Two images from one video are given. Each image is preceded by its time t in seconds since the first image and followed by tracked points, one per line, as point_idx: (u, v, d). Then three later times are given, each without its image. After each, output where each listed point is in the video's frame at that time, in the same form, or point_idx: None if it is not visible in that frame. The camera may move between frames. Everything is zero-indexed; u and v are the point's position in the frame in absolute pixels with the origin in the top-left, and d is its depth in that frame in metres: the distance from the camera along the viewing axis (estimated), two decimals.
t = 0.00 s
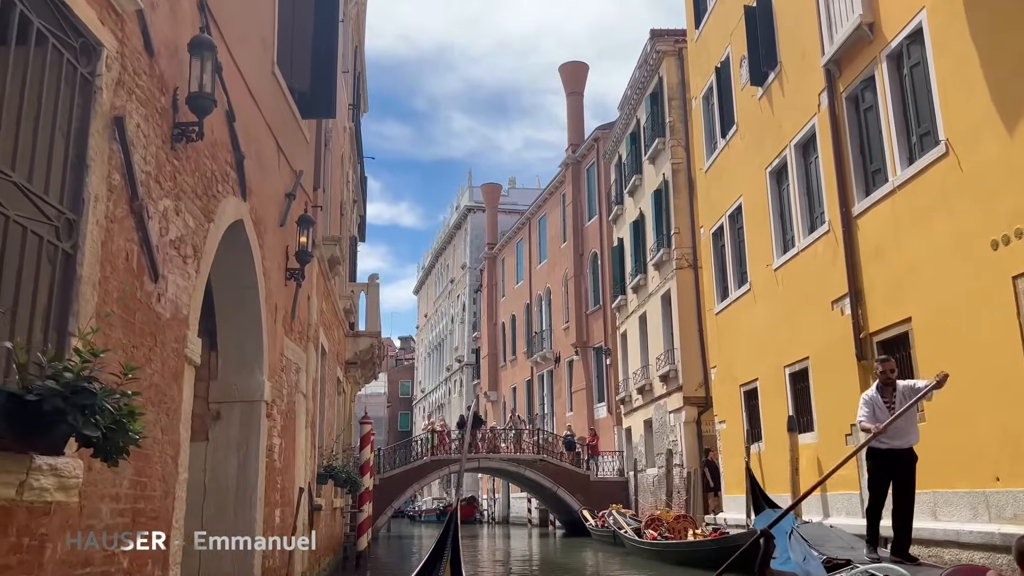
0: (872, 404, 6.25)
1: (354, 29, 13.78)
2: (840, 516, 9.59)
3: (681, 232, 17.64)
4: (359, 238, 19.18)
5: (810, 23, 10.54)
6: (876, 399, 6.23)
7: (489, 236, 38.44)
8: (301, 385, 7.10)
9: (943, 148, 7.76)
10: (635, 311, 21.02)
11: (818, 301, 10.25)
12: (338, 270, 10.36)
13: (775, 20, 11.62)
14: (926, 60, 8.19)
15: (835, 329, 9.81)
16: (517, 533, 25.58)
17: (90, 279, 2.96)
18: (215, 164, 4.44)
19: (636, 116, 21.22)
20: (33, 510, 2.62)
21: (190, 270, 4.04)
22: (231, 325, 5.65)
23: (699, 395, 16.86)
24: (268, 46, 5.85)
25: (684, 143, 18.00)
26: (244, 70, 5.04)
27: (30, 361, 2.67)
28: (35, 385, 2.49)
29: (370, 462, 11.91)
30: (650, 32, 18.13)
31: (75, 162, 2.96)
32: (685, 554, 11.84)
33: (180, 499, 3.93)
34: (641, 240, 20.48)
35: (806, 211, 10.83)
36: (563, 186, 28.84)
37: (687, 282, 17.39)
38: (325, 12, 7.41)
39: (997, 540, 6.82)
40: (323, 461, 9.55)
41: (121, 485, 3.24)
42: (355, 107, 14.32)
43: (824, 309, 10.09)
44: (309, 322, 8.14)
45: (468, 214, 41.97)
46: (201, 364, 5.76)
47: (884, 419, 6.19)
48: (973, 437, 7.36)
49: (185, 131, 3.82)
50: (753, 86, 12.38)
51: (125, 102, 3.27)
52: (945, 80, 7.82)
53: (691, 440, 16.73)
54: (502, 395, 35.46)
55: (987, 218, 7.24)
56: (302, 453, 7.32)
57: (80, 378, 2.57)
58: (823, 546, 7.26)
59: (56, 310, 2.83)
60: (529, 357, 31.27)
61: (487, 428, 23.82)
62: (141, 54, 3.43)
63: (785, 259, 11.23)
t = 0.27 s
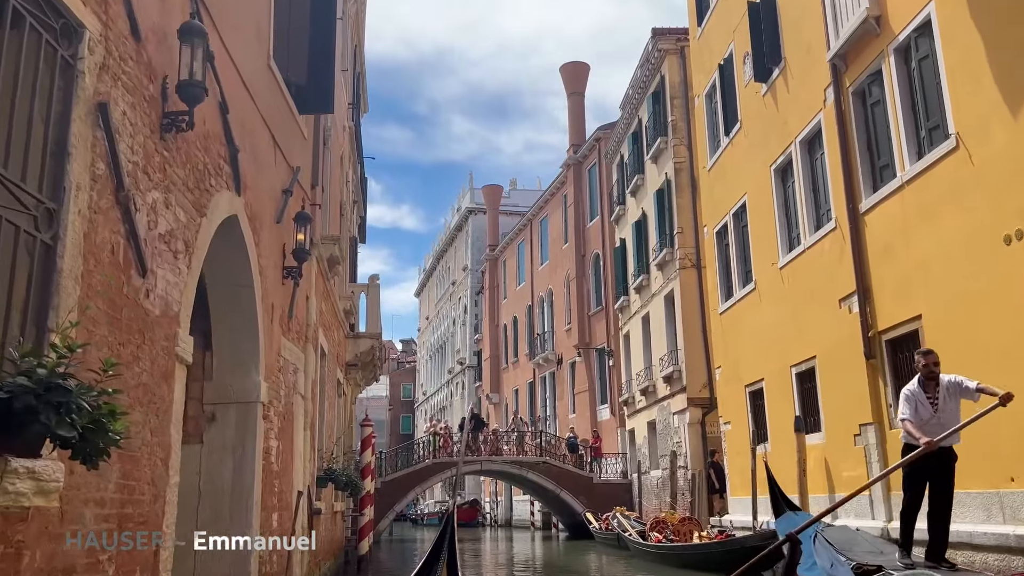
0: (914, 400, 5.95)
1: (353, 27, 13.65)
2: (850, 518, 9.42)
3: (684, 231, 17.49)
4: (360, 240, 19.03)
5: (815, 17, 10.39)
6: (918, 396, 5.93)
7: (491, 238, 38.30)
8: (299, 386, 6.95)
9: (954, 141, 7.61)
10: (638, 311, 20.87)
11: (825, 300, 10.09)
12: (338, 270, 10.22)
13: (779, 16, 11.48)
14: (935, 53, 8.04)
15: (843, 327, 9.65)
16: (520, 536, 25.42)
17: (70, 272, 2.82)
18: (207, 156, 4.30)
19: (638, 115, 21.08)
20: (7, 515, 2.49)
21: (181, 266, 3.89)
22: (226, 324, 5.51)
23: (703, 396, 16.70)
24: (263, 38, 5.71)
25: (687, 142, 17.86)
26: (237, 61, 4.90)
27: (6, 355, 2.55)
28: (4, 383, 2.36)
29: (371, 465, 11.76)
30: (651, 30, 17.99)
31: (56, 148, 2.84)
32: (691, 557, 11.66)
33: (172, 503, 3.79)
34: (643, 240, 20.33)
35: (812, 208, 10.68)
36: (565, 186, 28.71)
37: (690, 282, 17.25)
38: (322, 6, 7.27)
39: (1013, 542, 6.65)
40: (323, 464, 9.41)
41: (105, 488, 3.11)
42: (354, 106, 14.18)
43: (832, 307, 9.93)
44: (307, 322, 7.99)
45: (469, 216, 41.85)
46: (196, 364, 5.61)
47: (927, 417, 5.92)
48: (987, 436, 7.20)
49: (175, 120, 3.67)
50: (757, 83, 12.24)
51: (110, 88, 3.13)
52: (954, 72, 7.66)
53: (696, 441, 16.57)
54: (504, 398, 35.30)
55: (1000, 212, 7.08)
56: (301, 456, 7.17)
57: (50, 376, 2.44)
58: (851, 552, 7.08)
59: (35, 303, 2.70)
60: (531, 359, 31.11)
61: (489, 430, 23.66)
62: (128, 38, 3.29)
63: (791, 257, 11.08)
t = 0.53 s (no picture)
0: (952, 391, 5.44)
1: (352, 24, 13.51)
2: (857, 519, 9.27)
3: (686, 230, 17.35)
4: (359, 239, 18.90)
5: (820, 11, 10.25)
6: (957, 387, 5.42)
7: (491, 238, 38.16)
8: (296, 385, 6.81)
9: (963, 134, 7.46)
10: (640, 311, 20.72)
11: (831, 297, 9.94)
12: (337, 268, 10.07)
13: (784, 10, 11.34)
14: (944, 45, 7.89)
15: (850, 325, 9.51)
16: (521, 537, 25.25)
17: (47, 261, 2.69)
18: (198, 144, 4.16)
19: (639, 113, 20.94)
20: None
21: (171, 259, 3.75)
22: (220, 320, 5.37)
23: (706, 396, 16.55)
24: (258, 27, 5.56)
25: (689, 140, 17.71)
26: (230, 49, 4.75)
27: None
28: None
29: (370, 466, 11.61)
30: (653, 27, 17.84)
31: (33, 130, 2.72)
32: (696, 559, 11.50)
33: (161, 507, 3.64)
34: (645, 239, 20.18)
35: (817, 204, 10.53)
36: (566, 186, 28.57)
37: (693, 281, 17.10)
38: None
39: None
40: (321, 465, 9.25)
41: (86, 488, 2.97)
42: (354, 104, 14.03)
43: (838, 305, 9.78)
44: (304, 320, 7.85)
45: (469, 216, 41.70)
46: (189, 363, 5.47)
47: (966, 410, 5.43)
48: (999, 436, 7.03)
49: (162, 105, 3.52)
50: (761, 79, 12.09)
51: (91, 69, 3.00)
52: (963, 64, 7.52)
53: (699, 442, 16.42)
54: (505, 398, 35.14)
55: (1011, 206, 6.93)
56: (298, 457, 7.03)
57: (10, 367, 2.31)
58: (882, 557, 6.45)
59: (9, 293, 2.57)
60: (532, 359, 30.97)
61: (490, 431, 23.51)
62: (111, 18, 3.16)
63: (796, 255, 10.93)
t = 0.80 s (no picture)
0: (992, 381, 5.27)
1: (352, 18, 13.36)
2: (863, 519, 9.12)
3: (688, 227, 17.20)
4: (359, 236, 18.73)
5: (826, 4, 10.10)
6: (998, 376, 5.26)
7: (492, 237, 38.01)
8: (292, 382, 6.65)
9: (974, 126, 7.30)
10: (641, 310, 20.56)
11: (837, 294, 9.79)
12: (335, 264, 9.91)
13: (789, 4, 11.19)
14: (954, 36, 7.73)
15: (856, 322, 9.35)
16: (520, 537, 25.10)
17: (23, 244, 2.54)
18: (189, 129, 4.00)
19: (641, 110, 20.79)
20: None
21: (160, 247, 3.60)
22: (213, 313, 5.22)
23: (708, 396, 16.39)
24: (252, 12, 5.40)
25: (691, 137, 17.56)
26: (223, 31, 4.59)
27: None
28: None
29: (369, 465, 11.45)
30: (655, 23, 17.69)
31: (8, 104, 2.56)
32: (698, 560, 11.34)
33: (149, 506, 3.50)
34: (646, 237, 20.03)
35: (823, 200, 10.38)
36: (566, 184, 28.43)
37: (695, 279, 16.94)
38: None
39: None
40: (319, 464, 9.10)
41: (67, 485, 2.83)
42: (353, 99, 13.87)
43: (844, 302, 9.62)
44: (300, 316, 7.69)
45: (469, 214, 41.55)
46: (182, 357, 5.32)
47: (1008, 401, 5.25)
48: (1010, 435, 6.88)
49: (150, 86, 3.37)
50: (765, 73, 11.94)
51: (72, 44, 2.85)
52: (974, 54, 7.36)
53: (700, 441, 16.27)
54: (505, 398, 34.98)
55: None
56: (294, 455, 6.87)
57: None
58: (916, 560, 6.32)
59: None
60: (533, 358, 30.81)
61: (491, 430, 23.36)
62: None
63: (801, 251, 10.78)
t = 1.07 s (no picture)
0: None
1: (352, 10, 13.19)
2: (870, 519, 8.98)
3: (691, 224, 17.04)
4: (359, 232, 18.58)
5: None
6: None
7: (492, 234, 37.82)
8: (289, 376, 6.50)
9: (986, 119, 7.14)
10: (642, 307, 20.41)
11: (843, 291, 9.64)
12: (333, 258, 9.76)
13: None
14: (966, 27, 7.57)
15: (863, 319, 9.20)
16: (519, 536, 24.98)
17: None
18: (180, 111, 3.86)
19: (643, 106, 20.63)
20: None
21: (149, 233, 3.46)
22: (206, 304, 5.08)
23: (710, 394, 16.24)
24: None
25: (694, 133, 17.41)
26: (216, 12, 4.44)
27: None
28: None
29: (368, 463, 11.31)
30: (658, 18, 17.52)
31: None
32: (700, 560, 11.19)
33: (134, 503, 3.37)
34: (648, 235, 19.88)
35: (829, 195, 10.23)
36: (567, 181, 28.27)
37: (697, 276, 16.79)
38: None
39: None
40: (316, 461, 8.95)
41: (46, 481, 2.70)
42: (353, 92, 13.72)
43: (850, 298, 9.47)
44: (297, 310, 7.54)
45: (469, 212, 41.38)
46: (173, 349, 5.17)
47: None
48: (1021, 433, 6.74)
49: (137, 63, 3.22)
50: (771, 67, 11.79)
51: (52, 13, 2.68)
52: (986, 46, 7.20)
53: (702, 440, 16.13)
54: (504, 396, 34.83)
55: None
56: (290, 451, 6.73)
57: None
58: (962, 565, 6.41)
59: None
60: (532, 356, 30.67)
61: (490, 428, 23.22)
62: None
63: (806, 248, 10.62)
